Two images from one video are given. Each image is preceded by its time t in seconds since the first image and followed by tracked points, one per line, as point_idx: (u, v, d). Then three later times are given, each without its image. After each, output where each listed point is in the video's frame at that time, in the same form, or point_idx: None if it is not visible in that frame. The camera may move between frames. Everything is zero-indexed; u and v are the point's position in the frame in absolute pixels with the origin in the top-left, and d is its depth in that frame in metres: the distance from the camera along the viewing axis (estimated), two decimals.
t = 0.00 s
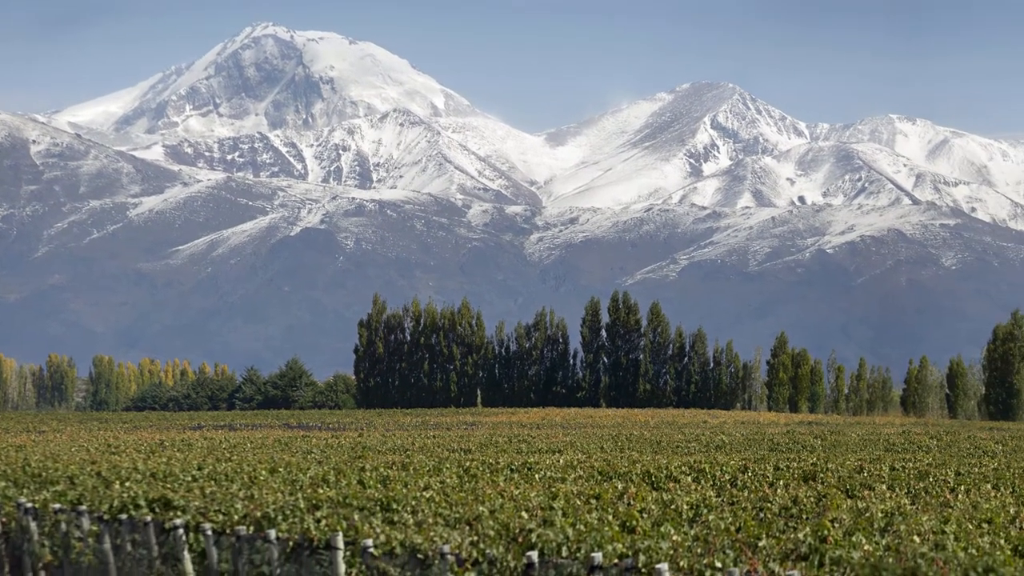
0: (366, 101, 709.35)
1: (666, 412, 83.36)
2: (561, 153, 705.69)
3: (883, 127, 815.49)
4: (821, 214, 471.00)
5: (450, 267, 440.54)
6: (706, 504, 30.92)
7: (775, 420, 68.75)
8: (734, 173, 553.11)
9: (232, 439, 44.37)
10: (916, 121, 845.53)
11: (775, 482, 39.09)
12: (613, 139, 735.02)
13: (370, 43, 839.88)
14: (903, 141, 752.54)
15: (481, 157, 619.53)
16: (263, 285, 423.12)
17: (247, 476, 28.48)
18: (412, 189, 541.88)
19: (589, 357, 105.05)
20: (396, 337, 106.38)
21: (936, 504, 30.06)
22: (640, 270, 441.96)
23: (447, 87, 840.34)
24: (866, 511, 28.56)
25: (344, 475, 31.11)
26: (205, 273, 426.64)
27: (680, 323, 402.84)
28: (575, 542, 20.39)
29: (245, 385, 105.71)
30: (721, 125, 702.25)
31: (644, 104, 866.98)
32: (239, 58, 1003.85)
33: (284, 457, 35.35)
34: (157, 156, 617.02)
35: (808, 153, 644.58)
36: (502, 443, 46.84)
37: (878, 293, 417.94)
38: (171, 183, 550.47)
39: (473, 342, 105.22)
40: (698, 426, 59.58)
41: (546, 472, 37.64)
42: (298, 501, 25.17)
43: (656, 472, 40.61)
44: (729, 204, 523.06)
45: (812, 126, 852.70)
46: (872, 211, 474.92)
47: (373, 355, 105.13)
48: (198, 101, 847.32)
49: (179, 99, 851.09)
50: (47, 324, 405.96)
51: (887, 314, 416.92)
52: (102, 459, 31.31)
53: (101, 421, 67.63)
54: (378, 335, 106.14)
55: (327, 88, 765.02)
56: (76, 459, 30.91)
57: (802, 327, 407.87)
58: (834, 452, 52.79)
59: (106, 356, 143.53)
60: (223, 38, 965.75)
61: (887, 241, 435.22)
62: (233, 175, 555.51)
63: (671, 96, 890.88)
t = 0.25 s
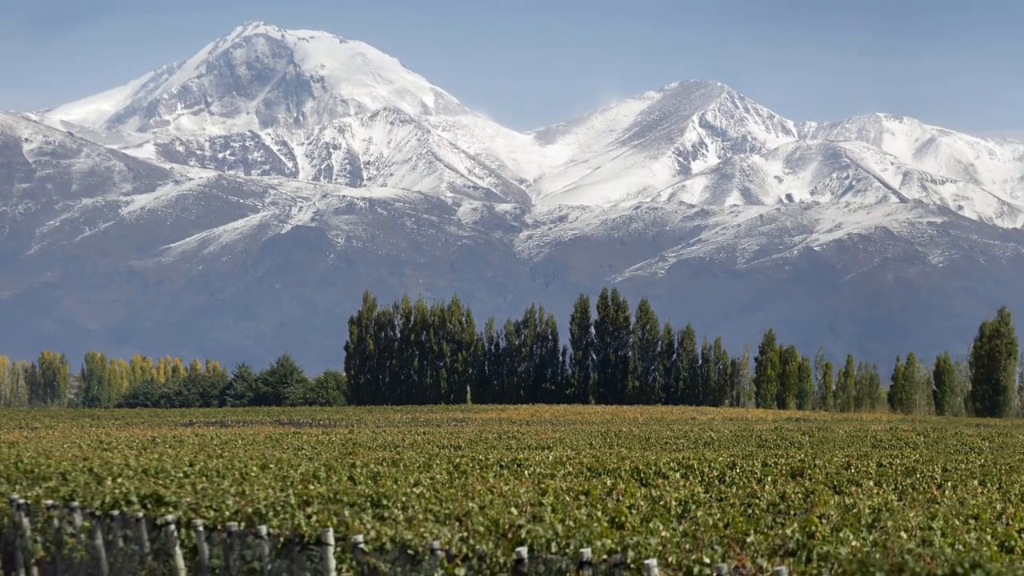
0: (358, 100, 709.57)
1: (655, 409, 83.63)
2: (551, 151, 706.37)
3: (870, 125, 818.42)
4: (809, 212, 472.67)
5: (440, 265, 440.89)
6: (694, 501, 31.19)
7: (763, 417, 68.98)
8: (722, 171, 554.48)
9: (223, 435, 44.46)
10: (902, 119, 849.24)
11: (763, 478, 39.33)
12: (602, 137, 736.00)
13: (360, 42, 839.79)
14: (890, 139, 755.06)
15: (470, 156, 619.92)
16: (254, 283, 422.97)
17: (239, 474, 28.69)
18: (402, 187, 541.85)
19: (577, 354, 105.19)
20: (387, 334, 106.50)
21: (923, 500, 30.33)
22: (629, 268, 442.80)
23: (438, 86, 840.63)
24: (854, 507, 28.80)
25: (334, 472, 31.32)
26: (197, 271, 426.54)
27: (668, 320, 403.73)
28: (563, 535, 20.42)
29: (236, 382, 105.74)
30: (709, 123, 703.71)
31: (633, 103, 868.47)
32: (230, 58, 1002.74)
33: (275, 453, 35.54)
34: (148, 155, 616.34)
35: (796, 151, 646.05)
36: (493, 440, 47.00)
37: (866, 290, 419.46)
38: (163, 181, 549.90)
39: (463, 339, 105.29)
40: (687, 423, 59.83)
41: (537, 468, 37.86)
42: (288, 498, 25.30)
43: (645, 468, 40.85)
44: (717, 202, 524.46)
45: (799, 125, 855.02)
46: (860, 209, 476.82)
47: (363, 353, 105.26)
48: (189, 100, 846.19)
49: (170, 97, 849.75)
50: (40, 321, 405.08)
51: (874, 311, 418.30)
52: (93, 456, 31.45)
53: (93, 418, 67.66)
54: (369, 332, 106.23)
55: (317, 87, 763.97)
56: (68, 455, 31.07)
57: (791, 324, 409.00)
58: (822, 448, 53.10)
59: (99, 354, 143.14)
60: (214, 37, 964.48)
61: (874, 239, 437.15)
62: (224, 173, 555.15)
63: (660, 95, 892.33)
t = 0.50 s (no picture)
0: (348, 98, 709.61)
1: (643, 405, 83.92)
2: (540, 149, 707.42)
3: (858, 123, 821.10)
4: (797, 210, 474.59)
5: (429, 262, 441.32)
6: (682, 497, 31.45)
7: (750, 413, 69.29)
8: (711, 169, 555.84)
9: (215, 432, 44.55)
10: (889, 118, 852.66)
11: (750, 474, 39.65)
12: (591, 135, 737.01)
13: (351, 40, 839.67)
14: (877, 138, 758.03)
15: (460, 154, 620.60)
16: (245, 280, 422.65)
17: (232, 469, 28.92)
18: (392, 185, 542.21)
19: (567, 352, 105.37)
20: (377, 331, 106.63)
21: (909, 496, 30.69)
22: (617, 265, 443.84)
23: (428, 85, 841.10)
24: (840, 503, 29.14)
25: (325, 467, 31.52)
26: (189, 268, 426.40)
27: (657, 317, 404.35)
28: (553, 533, 20.53)
29: (228, 379, 105.85)
30: (698, 121, 705.38)
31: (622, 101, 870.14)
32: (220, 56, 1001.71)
33: (266, 449, 35.73)
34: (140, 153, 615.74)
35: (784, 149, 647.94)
36: (482, 436, 47.22)
37: (854, 287, 421.00)
38: (155, 179, 549.57)
39: (452, 336, 105.42)
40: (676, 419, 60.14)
41: (527, 465, 38.07)
42: (279, 493, 25.47)
43: (633, 464, 41.11)
44: (706, 200, 525.96)
45: (787, 123, 857.21)
46: (848, 207, 478.91)
47: (354, 350, 105.34)
48: (180, 98, 845.13)
49: (161, 96, 848.57)
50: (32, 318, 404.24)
51: (861, 308, 419.40)
52: (86, 452, 31.58)
53: (84, 414, 67.62)
54: (359, 329, 106.38)
55: (308, 85, 763.19)
56: (60, 452, 31.16)
57: (779, 322, 409.93)
58: (810, 444, 53.51)
59: (91, 351, 142.92)
60: (205, 36, 963.40)
61: (861, 236, 439.58)
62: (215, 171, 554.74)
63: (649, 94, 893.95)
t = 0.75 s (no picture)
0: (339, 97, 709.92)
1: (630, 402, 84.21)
2: (530, 147, 708.55)
3: (845, 122, 824.50)
4: (785, 208, 476.95)
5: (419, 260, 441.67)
6: (670, 493, 31.72)
7: (739, 410, 69.60)
8: (699, 167, 557.49)
9: (206, 428, 44.67)
10: (877, 117, 856.57)
11: (739, 471, 39.89)
12: (580, 133, 738.51)
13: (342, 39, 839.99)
14: (864, 136, 761.38)
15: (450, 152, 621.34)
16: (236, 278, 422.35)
17: (224, 466, 29.08)
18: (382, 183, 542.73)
19: (557, 349, 105.62)
20: (367, 328, 106.78)
21: (896, 493, 30.99)
22: (606, 263, 445.04)
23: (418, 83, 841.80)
24: (829, 499, 29.38)
25: (316, 463, 31.70)
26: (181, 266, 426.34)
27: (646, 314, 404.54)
28: (543, 529, 20.67)
29: (219, 375, 105.82)
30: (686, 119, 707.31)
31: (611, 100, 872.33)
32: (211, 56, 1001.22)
33: (257, 447, 35.94)
34: (132, 150, 614.94)
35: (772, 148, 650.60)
36: (473, 433, 47.35)
37: (841, 285, 422.63)
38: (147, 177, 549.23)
39: (442, 333, 105.59)
40: (664, 416, 60.44)
41: (516, 461, 38.32)
42: (269, 489, 25.63)
43: (622, 460, 41.40)
44: (695, 198, 527.66)
45: (776, 121, 860.33)
46: (835, 205, 481.37)
47: (345, 347, 105.46)
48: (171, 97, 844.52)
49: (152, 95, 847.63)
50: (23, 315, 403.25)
51: (849, 306, 420.06)
52: (78, 449, 31.72)
53: (76, 410, 67.75)
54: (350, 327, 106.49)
55: (299, 84, 763.26)
56: (53, 448, 31.27)
57: (768, 318, 409.37)
58: (798, 441, 53.90)
59: (83, 347, 142.69)
60: (196, 35, 963.00)
61: (849, 234, 442.42)
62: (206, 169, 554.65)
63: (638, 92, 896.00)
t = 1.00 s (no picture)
0: (330, 96, 709.80)
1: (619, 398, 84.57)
2: (519, 145, 709.52)
3: (833, 120, 827.68)
4: (773, 206, 479.49)
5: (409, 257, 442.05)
6: (658, 489, 32.04)
7: (727, 406, 69.83)
8: (688, 165, 559.18)
9: (198, 425, 44.77)
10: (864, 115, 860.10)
11: (727, 467, 40.26)
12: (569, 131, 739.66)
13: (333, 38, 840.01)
14: (852, 135, 764.42)
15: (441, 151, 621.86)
16: (228, 275, 422.15)
17: (215, 462, 29.30)
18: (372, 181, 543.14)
19: (546, 346, 105.98)
20: (358, 326, 106.77)
21: (882, 487, 31.33)
22: (595, 261, 445.93)
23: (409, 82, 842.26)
24: (815, 496, 29.68)
25: (307, 459, 31.91)
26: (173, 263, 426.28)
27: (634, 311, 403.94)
28: (533, 526, 20.82)
29: (210, 372, 105.80)
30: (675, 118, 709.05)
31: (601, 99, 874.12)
32: (202, 55, 1000.31)
33: (249, 443, 36.13)
34: (124, 148, 614.15)
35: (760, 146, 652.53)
36: (462, 430, 47.59)
37: (829, 282, 423.96)
38: (138, 175, 548.76)
39: (432, 331, 105.77)
40: (653, 412, 60.74)
41: (505, 457, 38.57)
42: (261, 485, 25.78)
43: (610, 457, 41.69)
44: (683, 195, 529.32)
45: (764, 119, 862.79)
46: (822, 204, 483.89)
47: (335, 344, 105.40)
48: (163, 95, 843.71)
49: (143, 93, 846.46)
50: (15, 311, 402.08)
51: (836, 302, 419.54)
52: (70, 444, 31.82)
53: (66, 408, 67.65)
54: (340, 324, 106.48)
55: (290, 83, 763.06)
56: (45, 445, 31.42)
57: (756, 314, 407.18)
58: (786, 437, 54.25)
59: (74, 344, 142.12)
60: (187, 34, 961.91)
61: (836, 232, 445.81)
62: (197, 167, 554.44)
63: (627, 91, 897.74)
